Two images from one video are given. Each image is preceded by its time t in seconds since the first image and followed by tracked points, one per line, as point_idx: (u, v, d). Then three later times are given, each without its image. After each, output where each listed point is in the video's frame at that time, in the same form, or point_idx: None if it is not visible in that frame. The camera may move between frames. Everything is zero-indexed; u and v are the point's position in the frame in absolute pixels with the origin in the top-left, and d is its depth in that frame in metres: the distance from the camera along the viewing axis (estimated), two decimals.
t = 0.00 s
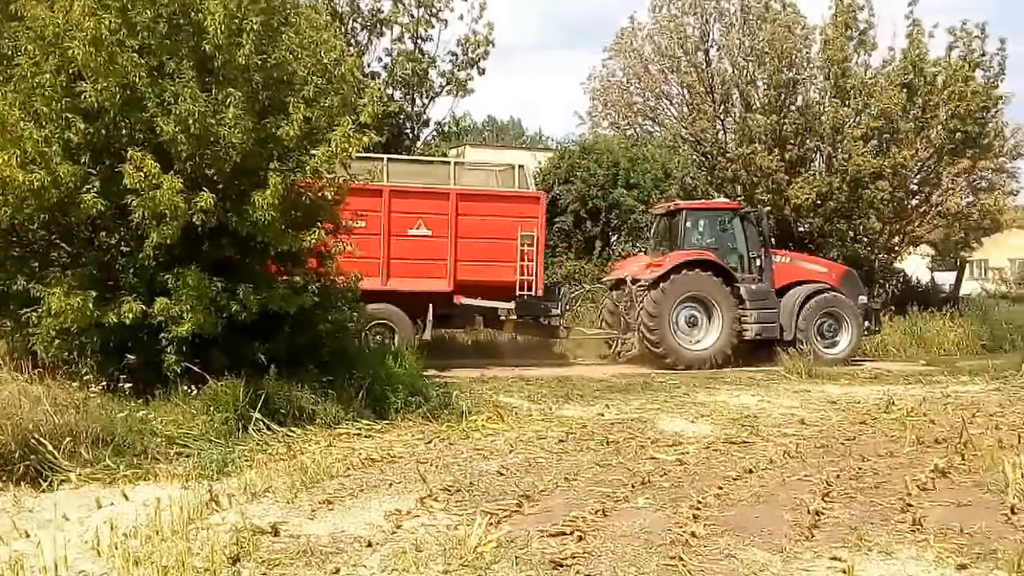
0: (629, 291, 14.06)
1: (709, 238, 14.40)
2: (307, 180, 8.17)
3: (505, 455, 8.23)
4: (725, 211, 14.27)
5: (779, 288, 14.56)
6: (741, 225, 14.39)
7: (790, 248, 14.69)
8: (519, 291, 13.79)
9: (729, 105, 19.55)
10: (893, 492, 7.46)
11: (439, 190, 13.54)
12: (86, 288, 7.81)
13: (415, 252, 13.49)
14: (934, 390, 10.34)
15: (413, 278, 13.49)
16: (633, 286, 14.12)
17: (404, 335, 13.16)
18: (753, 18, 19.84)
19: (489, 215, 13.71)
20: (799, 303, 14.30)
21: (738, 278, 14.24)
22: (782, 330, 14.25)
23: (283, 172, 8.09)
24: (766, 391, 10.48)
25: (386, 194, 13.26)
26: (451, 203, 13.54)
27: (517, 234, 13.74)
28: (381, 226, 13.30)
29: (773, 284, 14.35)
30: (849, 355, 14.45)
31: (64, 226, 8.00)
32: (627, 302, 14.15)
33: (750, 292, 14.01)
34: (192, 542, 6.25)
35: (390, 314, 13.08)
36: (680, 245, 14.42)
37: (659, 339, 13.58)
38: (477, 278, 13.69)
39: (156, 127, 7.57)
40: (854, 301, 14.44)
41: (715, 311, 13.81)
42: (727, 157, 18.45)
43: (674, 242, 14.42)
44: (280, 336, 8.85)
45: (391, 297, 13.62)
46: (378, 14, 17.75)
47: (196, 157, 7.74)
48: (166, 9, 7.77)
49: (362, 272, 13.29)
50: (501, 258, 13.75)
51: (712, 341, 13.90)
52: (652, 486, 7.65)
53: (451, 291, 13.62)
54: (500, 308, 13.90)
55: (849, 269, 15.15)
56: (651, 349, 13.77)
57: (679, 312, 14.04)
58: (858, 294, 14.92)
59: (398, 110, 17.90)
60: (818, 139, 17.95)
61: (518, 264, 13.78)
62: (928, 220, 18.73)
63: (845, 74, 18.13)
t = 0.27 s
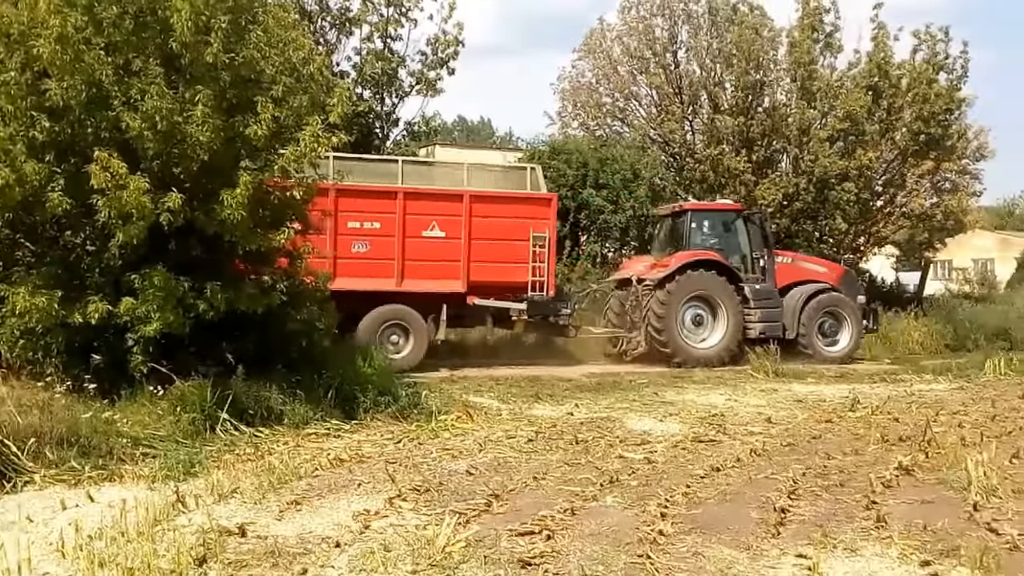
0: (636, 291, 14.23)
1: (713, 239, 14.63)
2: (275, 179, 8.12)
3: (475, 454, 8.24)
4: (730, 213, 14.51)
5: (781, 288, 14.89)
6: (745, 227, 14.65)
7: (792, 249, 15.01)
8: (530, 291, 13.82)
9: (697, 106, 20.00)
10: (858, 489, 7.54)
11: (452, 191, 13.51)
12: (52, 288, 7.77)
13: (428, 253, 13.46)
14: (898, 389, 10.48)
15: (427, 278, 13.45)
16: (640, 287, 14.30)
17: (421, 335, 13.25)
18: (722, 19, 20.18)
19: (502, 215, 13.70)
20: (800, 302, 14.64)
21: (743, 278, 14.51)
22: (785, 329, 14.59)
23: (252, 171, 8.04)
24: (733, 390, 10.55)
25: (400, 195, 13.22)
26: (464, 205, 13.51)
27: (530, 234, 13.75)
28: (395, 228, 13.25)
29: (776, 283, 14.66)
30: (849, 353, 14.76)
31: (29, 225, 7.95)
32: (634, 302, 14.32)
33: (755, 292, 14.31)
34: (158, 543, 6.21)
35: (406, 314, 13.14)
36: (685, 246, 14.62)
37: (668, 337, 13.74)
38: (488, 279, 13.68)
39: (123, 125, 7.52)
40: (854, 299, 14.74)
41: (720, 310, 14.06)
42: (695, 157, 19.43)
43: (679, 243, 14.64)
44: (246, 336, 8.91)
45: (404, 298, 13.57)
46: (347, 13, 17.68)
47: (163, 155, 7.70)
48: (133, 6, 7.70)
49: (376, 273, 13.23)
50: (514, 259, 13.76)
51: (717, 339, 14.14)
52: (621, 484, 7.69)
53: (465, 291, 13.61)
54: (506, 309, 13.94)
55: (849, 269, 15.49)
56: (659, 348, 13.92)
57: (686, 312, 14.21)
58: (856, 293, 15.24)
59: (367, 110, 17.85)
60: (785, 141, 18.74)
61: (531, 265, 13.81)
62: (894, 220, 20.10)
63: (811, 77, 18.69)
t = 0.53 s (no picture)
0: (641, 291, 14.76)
1: (716, 240, 15.21)
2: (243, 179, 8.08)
3: (444, 454, 8.25)
4: (733, 214, 15.14)
5: (782, 287, 15.45)
6: (746, 228, 15.24)
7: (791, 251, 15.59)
8: (542, 291, 14.36)
9: (665, 107, 20.20)
10: (823, 487, 7.63)
11: (464, 193, 14.00)
12: (15, 287, 7.70)
13: (441, 254, 13.96)
14: (863, 387, 10.60)
15: (441, 278, 13.96)
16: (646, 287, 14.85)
17: (434, 336, 13.72)
18: (689, 22, 20.05)
19: (512, 217, 14.24)
20: (800, 301, 15.19)
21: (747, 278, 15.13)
22: (786, 327, 15.13)
23: (220, 170, 7.99)
24: (701, 390, 10.62)
25: (414, 196, 13.69)
26: (477, 206, 14.03)
27: (540, 235, 14.34)
28: (410, 229, 13.73)
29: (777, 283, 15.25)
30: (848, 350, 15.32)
31: None
32: (639, 302, 14.84)
33: (758, 292, 14.91)
34: (123, 545, 6.16)
35: (421, 313, 13.62)
36: (689, 246, 15.18)
37: (674, 336, 14.27)
38: (499, 279, 14.20)
39: (89, 123, 7.46)
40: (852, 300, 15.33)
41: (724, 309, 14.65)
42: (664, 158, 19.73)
43: (683, 244, 15.26)
44: (212, 337, 8.87)
45: (418, 298, 14.06)
46: (316, 11, 17.60)
47: (129, 154, 7.64)
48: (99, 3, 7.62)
49: (391, 273, 13.71)
50: (524, 259, 14.32)
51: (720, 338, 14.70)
52: (589, 483, 7.72)
53: (477, 291, 14.11)
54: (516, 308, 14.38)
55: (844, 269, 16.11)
56: (664, 347, 14.44)
57: (689, 311, 14.76)
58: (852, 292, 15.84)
59: (337, 109, 17.79)
60: (752, 142, 19.18)
61: (541, 265, 14.40)
62: (859, 221, 20.24)
63: (778, 78, 18.97)
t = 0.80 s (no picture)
0: (645, 291, 15.01)
1: (718, 241, 15.42)
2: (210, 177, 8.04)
3: (413, 454, 8.24)
4: (735, 215, 15.35)
5: (782, 287, 15.70)
6: (748, 228, 15.45)
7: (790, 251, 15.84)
8: (551, 291, 14.65)
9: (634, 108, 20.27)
10: (789, 485, 7.70)
11: (476, 194, 14.21)
12: None
13: (452, 254, 14.16)
14: (829, 386, 10.72)
15: (453, 278, 14.16)
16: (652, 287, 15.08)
17: (445, 336, 14.00)
18: (658, 24, 19.92)
19: (521, 218, 14.48)
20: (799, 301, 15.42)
21: (749, 278, 15.35)
22: (786, 327, 15.36)
23: (188, 169, 7.95)
24: (669, 389, 10.68)
25: (427, 198, 13.88)
26: (487, 208, 14.24)
27: (549, 236, 14.63)
28: (423, 229, 13.92)
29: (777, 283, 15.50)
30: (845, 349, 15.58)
31: None
32: (643, 301, 15.10)
33: (759, 291, 15.13)
34: (88, 547, 6.11)
35: (434, 314, 13.91)
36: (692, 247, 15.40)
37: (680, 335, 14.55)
38: (508, 278, 14.45)
39: (54, 121, 7.41)
40: (848, 299, 15.62)
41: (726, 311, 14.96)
42: (633, 159, 19.88)
43: (686, 245, 15.46)
44: (179, 337, 8.80)
45: (430, 297, 14.26)
46: (284, 10, 17.51)
47: (95, 152, 7.59)
48: None
49: (404, 273, 13.89)
50: (533, 259, 14.60)
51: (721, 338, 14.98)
52: (558, 483, 7.75)
53: (488, 290, 14.35)
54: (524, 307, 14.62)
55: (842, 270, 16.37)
56: (669, 346, 14.72)
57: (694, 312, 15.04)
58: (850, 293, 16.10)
59: (306, 107, 17.72)
60: (720, 142, 19.49)
61: (549, 265, 14.68)
62: (824, 221, 20.64)
63: (746, 80, 19.34)
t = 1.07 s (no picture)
0: (648, 291, 15.18)
1: (720, 242, 15.59)
2: (177, 176, 7.99)
3: (382, 454, 8.22)
4: (737, 217, 15.51)
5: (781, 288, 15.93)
6: (748, 230, 15.65)
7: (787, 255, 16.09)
8: (559, 291, 14.86)
9: (604, 108, 20.18)
10: (756, 483, 7.77)
11: (485, 195, 14.32)
12: None
13: (463, 255, 14.26)
14: (795, 384, 10.82)
15: (464, 279, 14.26)
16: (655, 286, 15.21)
17: (456, 334, 14.21)
18: (627, 24, 20.08)
19: (530, 219, 14.64)
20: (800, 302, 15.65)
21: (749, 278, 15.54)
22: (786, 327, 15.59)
23: (154, 167, 7.90)
24: (637, 388, 10.72)
25: (439, 199, 13.94)
26: (497, 209, 14.36)
27: (557, 236, 14.80)
28: (434, 230, 14.00)
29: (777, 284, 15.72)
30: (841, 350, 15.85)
31: None
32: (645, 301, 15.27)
33: (759, 292, 15.33)
34: (53, 548, 6.06)
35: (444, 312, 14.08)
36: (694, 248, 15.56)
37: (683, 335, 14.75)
38: (519, 279, 14.60)
39: (20, 118, 7.36)
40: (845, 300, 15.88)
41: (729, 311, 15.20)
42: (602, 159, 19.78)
43: (688, 245, 15.62)
44: (146, 336, 8.73)
45: (440, 297, 14.35)
46: (253, 8, 17.41)
47: (61, 150, 7.53)
48: None
49: (416, 274, 13.96)
50: (542, 259, 14.76)
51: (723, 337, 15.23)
52: (527, 482, 7.77)
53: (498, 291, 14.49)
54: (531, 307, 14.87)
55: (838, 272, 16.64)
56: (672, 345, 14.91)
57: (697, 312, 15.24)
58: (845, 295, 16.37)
59: (274, 106, 17.64)
60: (688, 143, 19.90)
61: (557, 265, 14.86)
62: (791, 222, 20.86)
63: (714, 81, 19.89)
